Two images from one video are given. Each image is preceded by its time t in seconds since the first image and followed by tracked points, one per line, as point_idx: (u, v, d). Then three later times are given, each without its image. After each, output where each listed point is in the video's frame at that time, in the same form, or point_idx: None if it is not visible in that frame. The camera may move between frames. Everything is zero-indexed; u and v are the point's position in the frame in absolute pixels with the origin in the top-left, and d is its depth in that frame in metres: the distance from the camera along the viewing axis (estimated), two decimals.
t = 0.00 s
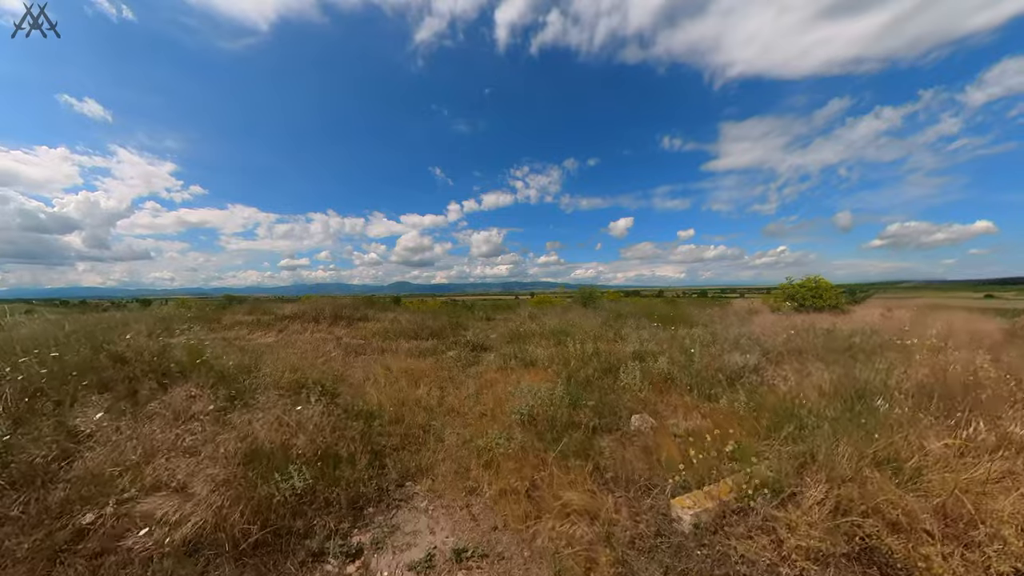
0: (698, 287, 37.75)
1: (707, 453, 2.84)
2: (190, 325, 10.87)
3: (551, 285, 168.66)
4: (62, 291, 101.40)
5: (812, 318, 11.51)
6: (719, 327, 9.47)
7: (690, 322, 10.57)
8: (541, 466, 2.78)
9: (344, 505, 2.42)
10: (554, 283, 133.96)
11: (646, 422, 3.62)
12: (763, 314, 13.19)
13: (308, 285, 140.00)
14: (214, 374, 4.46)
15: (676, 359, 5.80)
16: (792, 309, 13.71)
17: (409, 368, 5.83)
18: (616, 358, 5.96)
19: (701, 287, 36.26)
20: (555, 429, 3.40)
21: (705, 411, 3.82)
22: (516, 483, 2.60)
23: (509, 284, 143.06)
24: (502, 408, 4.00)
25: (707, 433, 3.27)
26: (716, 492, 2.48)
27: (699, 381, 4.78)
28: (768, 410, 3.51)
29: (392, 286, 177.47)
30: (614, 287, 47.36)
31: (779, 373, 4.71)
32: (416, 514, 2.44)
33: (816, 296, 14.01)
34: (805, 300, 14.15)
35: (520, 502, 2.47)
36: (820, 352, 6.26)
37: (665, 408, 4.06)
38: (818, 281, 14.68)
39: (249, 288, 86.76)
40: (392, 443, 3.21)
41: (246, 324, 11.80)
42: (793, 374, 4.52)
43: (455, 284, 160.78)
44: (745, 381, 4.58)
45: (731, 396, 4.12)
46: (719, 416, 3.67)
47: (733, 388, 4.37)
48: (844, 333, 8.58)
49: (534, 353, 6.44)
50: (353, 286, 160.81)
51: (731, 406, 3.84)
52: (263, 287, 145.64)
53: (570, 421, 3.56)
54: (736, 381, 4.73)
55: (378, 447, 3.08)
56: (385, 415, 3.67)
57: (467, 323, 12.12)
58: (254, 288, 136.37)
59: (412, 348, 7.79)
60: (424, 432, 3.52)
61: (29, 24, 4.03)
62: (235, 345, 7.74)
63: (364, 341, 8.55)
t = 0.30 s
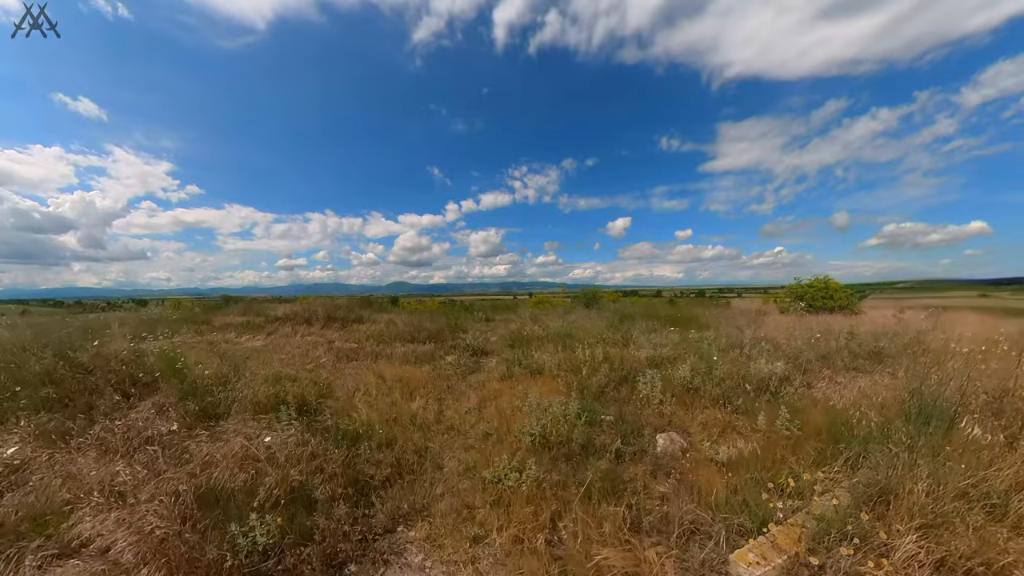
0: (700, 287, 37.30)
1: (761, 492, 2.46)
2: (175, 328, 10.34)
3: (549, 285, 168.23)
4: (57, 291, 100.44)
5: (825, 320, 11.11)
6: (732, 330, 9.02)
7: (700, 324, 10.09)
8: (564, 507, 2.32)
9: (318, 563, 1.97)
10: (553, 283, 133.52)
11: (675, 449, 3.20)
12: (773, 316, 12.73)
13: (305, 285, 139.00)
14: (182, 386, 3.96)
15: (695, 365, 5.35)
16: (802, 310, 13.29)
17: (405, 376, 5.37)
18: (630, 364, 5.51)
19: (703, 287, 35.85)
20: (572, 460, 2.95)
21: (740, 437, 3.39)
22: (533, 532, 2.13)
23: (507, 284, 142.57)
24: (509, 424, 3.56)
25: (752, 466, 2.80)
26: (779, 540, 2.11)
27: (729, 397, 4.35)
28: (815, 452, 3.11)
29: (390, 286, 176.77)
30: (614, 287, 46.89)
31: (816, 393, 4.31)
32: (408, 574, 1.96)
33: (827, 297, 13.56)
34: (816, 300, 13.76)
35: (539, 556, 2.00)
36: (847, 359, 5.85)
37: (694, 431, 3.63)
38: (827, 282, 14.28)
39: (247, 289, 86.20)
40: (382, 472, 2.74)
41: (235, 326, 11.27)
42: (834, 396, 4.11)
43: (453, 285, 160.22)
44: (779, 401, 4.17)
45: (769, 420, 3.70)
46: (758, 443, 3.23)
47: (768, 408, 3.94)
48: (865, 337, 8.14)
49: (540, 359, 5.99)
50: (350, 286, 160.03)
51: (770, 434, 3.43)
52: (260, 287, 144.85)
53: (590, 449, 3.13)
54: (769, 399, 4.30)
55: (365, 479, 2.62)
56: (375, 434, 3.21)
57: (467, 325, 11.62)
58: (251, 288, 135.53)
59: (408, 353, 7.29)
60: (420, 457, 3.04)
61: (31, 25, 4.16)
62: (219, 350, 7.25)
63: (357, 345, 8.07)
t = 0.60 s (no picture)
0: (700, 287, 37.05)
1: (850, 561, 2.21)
2: (159, 336, 9.84)
3: (548, 286, 167.95)
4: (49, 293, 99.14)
5: (840, 325, 10.74)
6: (747, 337, 8.62)
7: (712, 330, 9.65)
8: None
9: None
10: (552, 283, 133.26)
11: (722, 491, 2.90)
12: (784, 320, 12.33)
13: (301, 285, 138.04)
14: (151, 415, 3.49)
15: (720, 378, 4.95)
16: (813, 314, 12.92)
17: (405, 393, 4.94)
18: (648, 378, 5.10)
19: (704, 288, 35.53)
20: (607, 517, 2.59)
21: (790, 483, 3.02)
22: None
23: (506, 284, 142.17)
24: (529, 457, 3.15)
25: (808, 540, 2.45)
26: None
27: (767, 419, 3.95)
28: (890, 502, 2.85)
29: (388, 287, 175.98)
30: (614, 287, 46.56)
31: (863, 425, 3.94)
32: None
33: (838, 300, 13.18)
34: (827, 304, 13.40)
35: None
36: (880, 373, 5.47)
37: (738, 471, 3.24)
38: (838, 284, 13.92)
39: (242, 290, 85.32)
40: (383, 538, 2.38)
41: (224, 332, 10.76)
42: (887, 431, 3.75)
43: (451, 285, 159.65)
44: (824, 431, 3.78)
45: (820, 457, 3.33)
46: (814, 492, 2.85)
47: (816, 442, 3.57)
48: (889, 346, 7.75)
49: (550, 371, 5.57)
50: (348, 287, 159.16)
51: (825, 479, 3.07)
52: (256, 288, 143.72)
53: (628, 498, 2.77)
54: (810, 426, 3.93)
55: (361, 550, 2.30)
56: (373, 479, 2.80)
57: (468, 331, 11.14)
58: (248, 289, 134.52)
59: (407, 364, 6.82)
60: (426, 507, 2.65)
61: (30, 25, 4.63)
62: (203, 364, 6.80)
63: (352, 355, 7.62)
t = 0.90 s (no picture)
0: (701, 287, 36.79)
1: None
2: (148, 342, 9.48)
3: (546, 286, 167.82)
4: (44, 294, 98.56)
5: (853, 327, 10.42)
6: (761, 341, 8.27)
7: (723, 334, 9.31)
8: None
9: None
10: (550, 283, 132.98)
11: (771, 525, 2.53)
12: (794, 323, 12.01)
13: (298, 286, 137.17)
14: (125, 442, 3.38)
15: (745, 388, 4.59)
16: (823, 316, 12.61)
17: (404, 408, 4.57)
18: (667, 388, 4.74)
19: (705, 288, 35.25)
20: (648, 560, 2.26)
21: (846, 514, 2.67)
22: None
23: (504, 284, 141.94)
24: (551, 485, 2.79)
25: None
26: None
27: (804, 433, 3.59)
28: (969, 535, 2.46)
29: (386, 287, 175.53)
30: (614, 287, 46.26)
31: (910, 435, 3.57)
32: None
33: (850, 301, 12.89)
34: (837, 304, 13.09)
35: None
36: (913, 377, 5.13)
37: (782, 497, 2.89)
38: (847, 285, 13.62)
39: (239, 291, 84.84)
40: None
41: (216, 337, 10.41)
42: (938, 443, 3.38)
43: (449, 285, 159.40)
44: (869, 446, 3.42)
45: (874, 480, 2.95)
46: (877, 527, 2.50)
47: (864, 459, 3.20)
48: (913, 349, 7.41)
49: (560, 380, 5.20)
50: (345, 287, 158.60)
51: (884, 509, 2.70)
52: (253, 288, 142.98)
53: (668, 535, 2.44)
54: (850, 442, 3.57)
55: None
56: (374, 521, 2.49)
57: (469, 334, 10.75)
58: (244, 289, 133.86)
59: (406, 372, 6.46)
60: (434, 552, 2.32)
61: (30, 25, 4.58)
62: (191, 377, 6.44)
63: (348, 362, 7.25)
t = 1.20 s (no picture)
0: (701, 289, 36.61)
1: None
2: (130, 348, 9.11)
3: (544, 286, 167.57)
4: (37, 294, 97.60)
5: (861, 335, 10.16)
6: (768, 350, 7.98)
7: (727, 341, 9.03)
8: None
9: None
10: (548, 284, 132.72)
11: None
12: (799, 329, 11.75)
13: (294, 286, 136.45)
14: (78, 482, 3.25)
15: (761, 408, 4.28)
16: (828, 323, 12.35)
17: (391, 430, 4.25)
18: (676, 408, 4.41)
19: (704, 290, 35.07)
20: None
21: (888, 567, 2.35)
22: None
23: (501, 284, 141.63)
24: (553, 529, 2.47)
25: None
26: None
27: (831, 461, 3.29)
28: None
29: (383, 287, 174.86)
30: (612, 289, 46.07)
31: (945, 465, 3.27)
32: None
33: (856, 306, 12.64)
34: (842, 310, 12.85)
35: None
36: (936, 392, 4.84)
37: (813, 543, 2.57)
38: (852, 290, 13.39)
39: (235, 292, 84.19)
40: None
41: (203, 342, 10.10)
42: (982, 472, 3.06)
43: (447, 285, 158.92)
44: (905, 478, 3.09)
45: (916, 521, 2.63)
46: None
47: (902, 496, 2.88)
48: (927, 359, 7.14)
49: (561, 397, 4.89)
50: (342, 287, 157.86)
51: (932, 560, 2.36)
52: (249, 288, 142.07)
53: None
54: (880, 474, 3.28)
55: None
56: None
57: (465, 339, 10.44)
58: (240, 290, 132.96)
59: (398, 383, 6.15)
60: None
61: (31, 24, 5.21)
62: (170, 390, 6.10)
63: (337, 372, 6.91)
